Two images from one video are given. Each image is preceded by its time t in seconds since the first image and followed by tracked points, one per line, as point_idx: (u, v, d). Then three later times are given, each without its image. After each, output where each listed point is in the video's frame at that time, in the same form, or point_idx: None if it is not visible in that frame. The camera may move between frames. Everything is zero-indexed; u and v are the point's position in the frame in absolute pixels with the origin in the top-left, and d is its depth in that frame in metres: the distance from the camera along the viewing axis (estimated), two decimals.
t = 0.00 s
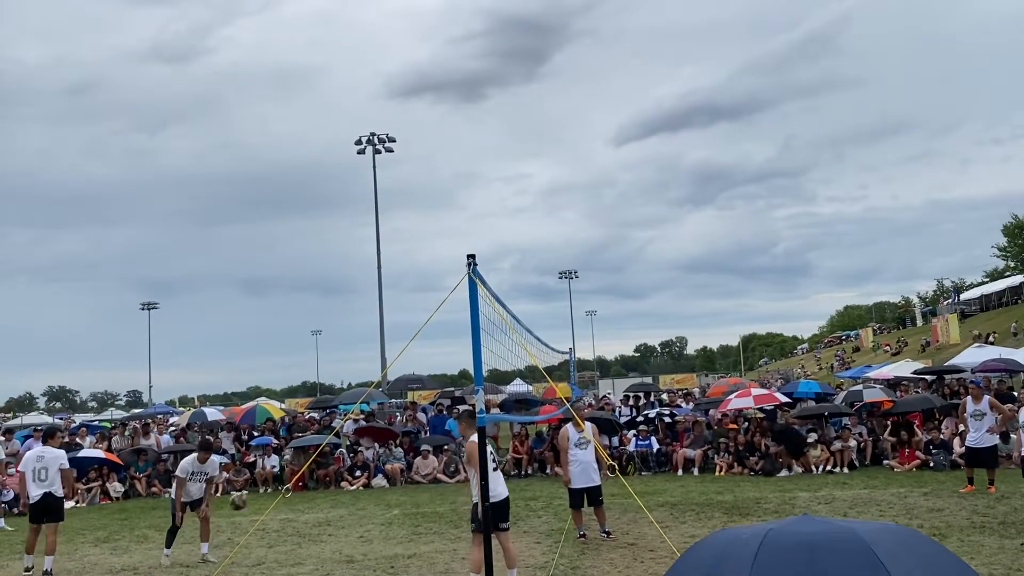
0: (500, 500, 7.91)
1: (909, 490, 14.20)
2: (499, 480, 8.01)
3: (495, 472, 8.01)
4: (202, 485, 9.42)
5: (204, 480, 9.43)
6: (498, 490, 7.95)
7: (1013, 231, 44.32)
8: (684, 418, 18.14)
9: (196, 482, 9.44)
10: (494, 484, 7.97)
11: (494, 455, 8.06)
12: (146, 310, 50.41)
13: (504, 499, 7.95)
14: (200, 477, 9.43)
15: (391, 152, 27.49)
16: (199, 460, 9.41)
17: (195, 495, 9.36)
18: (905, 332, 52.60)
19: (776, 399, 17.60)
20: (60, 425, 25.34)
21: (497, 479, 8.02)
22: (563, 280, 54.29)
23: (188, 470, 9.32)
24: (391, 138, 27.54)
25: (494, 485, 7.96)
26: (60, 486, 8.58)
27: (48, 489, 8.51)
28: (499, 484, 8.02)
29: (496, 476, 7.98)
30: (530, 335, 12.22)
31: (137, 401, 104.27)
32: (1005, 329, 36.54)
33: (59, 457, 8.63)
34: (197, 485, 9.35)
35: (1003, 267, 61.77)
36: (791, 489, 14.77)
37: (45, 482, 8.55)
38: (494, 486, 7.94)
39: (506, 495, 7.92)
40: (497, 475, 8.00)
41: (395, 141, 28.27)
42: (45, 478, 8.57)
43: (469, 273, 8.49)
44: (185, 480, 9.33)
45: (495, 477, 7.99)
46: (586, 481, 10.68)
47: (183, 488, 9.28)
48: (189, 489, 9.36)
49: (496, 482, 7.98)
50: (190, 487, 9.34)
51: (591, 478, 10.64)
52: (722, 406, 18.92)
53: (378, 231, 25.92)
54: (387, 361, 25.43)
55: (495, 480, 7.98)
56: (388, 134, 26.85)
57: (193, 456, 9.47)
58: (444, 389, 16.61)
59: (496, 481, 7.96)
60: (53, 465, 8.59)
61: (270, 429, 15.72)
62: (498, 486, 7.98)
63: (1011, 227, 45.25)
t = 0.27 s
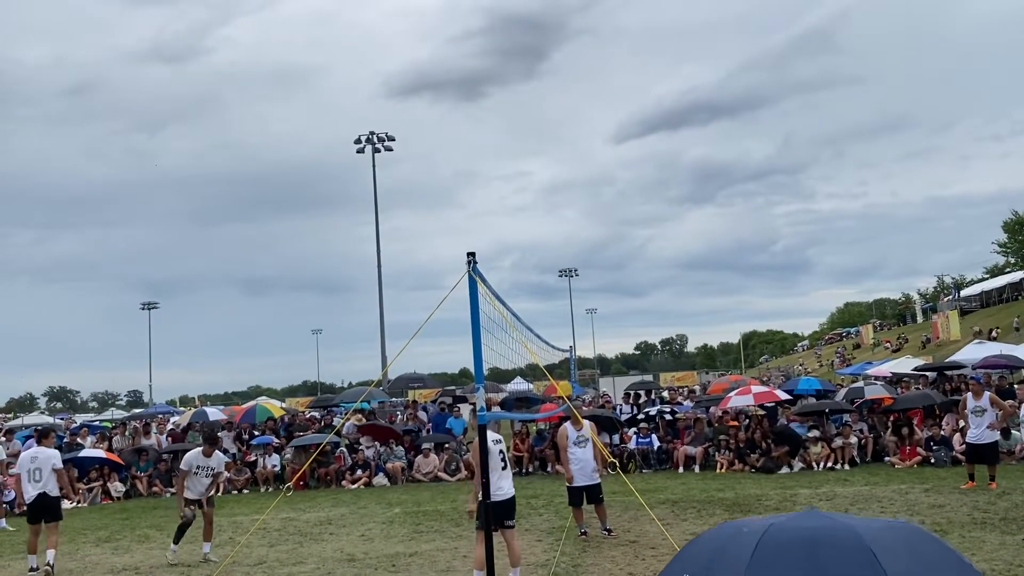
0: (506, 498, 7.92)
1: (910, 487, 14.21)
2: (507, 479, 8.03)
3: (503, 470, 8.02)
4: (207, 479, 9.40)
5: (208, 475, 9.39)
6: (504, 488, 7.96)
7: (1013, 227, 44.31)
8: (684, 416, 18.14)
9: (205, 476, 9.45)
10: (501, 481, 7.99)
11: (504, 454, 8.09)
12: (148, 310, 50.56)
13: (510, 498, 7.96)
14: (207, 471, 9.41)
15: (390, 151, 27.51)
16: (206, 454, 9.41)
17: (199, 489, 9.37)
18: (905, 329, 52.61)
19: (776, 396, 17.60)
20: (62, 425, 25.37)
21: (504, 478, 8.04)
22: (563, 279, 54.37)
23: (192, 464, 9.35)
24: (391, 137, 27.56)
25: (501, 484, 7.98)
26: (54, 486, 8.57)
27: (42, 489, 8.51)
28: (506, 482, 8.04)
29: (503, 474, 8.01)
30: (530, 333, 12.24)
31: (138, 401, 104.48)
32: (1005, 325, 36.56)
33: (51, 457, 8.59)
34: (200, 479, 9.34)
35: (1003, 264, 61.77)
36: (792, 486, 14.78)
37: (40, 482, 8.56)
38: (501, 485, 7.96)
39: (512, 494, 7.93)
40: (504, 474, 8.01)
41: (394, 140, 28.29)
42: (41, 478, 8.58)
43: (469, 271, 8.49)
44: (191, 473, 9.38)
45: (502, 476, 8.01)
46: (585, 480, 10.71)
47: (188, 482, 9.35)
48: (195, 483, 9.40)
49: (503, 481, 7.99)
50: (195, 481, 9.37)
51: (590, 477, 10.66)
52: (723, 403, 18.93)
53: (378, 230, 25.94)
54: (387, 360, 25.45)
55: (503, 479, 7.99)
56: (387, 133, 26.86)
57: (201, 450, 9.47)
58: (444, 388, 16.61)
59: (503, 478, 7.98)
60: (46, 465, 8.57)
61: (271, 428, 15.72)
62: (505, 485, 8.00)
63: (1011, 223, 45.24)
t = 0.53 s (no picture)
0: (505, 497, 7.89)
1: (912, 484, 14.20)
2: (505, 478, 8.02)
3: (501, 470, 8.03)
4: (207, 472, 9.44)
5: (208, 467, 9.44)
6: (502, 487, 7.94)
7: (1015, 224, 44.18)
8: (686, 414, 18.13)
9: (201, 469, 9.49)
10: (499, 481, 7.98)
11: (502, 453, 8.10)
12: (148, 309, 50.53)
13: (509, 496, 7.93)
14: (205, 464, 9.45)
15: (391, 150, 27.48)
16: (200, 447, 9.45)
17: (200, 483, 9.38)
18: (907, 326, 52.56)
19: (778, 394, 17.59)
20: (64, 424, 25.35)
21: (503, 478, 8.02)
22: (563, 277, 54.38)
23: (190, 458, 9.37)
24: (391, 136, 27.52)
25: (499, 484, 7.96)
26: (55, 484, 8.57)
27: (43, 488, 8.51)
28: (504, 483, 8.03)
29: (502, 474, 8.01)
30: (531, 332, 12.24)
31: (139, 400, 104.60)
32: (1006, 323, 36.55)
33: (53, 456, 8.61)
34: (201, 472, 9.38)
35: (1005, 261, 61.72)
36: (794, 484, 14.77)
37: (41, 480, 8.57)
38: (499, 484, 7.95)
39: (511, 493, 7.90)
40: (502, 474, 8.02)
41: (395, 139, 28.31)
42: (41, 477, 8.59)
43: (470, 270, 8.47)
44: (189, 469, 9.38)
45: (501, 476, 8.00)
46: (585, 478, 10.70)
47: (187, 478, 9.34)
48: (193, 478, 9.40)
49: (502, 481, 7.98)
50: (194, 475, 9.38)
51: (590, 475, 10.66)
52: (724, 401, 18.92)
53: (378, 229, 25.88)
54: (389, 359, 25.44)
55: (502, 479, 7.97)
56: (388, 131, 26.87)
57: (195, 444, 9.51)
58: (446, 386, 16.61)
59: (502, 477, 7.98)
60: (47, 463, 8.58)
61: (272, 427, 15.72)
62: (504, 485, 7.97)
63: (1013, 220, 45.19)
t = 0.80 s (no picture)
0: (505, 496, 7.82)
1: (915, 484, 14.18)
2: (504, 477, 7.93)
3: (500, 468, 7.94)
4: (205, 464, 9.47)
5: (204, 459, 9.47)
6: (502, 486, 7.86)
7: (1017, 224, 44.06)
8: (689, 413, 18.12)
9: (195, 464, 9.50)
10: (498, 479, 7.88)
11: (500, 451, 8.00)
12: (150, 308, 50.49)
13: (509, 495, 7.86)
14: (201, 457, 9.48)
15: (392, 149, 27.42)
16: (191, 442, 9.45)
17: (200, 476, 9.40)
18: (909, 326, 52.49)
19: (780, 394, 17.58)
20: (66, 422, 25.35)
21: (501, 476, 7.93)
22: (565, 276, 54.27)
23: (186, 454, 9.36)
24: (393, 135, 27.45)
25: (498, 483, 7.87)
26: (63, 485, 8.56)
27: (50, 486, 8.51)
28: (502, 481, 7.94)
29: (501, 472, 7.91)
30: (534, 331, 12.23)
31: (141, 400, 104.62)
32: (1008, 322, 36.50)
33: (62, 456, 8.57)
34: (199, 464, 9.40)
35: (1007, 260, 61.67)
36: (797, 484, 14.77)
37: (49, 479, 8.57)
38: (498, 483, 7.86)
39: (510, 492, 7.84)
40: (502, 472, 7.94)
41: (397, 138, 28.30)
42: (49, 475, 8.58)
43: (473, 269, 8.47)
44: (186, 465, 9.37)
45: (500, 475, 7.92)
46: (588, 478, 10.71)
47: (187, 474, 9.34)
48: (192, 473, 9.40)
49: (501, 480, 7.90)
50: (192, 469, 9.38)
51: (592, 475, 10.66)
52: (726, 400, 18.91)
53: (380, 228, 25.86)
54: (391, 357, 25.44)
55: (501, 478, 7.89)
56: (391, 131, 26.86)
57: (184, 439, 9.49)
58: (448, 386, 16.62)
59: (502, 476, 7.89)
60: (56, 463, 8.54)
61: (275, 426, 15.72)
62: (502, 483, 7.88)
63: (1015, 220, 45.11)
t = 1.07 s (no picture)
0: (510, 497, 7.79)
1: (917, 486, 14.17)
2: (508, 479, 7.89)
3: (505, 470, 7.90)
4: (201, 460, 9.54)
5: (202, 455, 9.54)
6: (507, 487, 7.82)
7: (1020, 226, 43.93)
8: (691, 414, 18.11)
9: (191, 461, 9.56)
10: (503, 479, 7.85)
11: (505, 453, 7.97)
12: (153, 308, 50.38)
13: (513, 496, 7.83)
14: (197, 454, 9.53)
15: (395, 149, 27.36)
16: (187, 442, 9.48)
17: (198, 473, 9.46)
18: (912, 328, 52.39)
19: (783, 396, 17.56)
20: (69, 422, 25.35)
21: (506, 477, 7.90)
22: (567, 277, 54.19)
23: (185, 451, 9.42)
24: (396, 136, 27.38)
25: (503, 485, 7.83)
26: (75, 482, 8.64)
27: (64, 482, 8.54)
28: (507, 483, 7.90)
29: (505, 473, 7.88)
30: (537, 331, 12.24)
31: (143, 400, 104.63)
32: (1011, 324, 36.43)
33: (75, 453, 8.68)
34: (199, 461, 9.40)
35: (1010, 263, 61.58)
36: (799, 486, 14.76)
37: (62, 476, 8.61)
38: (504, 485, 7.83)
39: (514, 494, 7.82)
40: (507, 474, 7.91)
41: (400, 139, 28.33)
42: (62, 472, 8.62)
43: (475, 269, 8.48)
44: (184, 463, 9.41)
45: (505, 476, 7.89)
46: (590, 479, 10.70)
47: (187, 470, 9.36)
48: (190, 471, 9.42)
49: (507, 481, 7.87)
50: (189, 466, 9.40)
51: (594, 476, 10.65)
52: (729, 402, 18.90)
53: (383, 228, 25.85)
54: (393, 358, 25.44)
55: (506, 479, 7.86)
56: (393, 132, 26.82)
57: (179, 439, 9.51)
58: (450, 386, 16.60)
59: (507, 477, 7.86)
60: (70, 459, 8.64)
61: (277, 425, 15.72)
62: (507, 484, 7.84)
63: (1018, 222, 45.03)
